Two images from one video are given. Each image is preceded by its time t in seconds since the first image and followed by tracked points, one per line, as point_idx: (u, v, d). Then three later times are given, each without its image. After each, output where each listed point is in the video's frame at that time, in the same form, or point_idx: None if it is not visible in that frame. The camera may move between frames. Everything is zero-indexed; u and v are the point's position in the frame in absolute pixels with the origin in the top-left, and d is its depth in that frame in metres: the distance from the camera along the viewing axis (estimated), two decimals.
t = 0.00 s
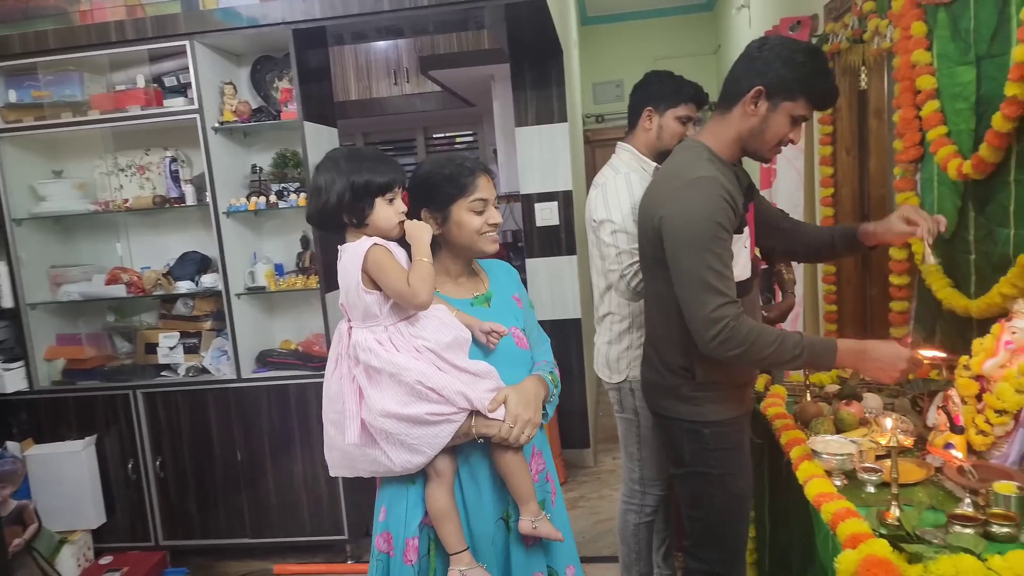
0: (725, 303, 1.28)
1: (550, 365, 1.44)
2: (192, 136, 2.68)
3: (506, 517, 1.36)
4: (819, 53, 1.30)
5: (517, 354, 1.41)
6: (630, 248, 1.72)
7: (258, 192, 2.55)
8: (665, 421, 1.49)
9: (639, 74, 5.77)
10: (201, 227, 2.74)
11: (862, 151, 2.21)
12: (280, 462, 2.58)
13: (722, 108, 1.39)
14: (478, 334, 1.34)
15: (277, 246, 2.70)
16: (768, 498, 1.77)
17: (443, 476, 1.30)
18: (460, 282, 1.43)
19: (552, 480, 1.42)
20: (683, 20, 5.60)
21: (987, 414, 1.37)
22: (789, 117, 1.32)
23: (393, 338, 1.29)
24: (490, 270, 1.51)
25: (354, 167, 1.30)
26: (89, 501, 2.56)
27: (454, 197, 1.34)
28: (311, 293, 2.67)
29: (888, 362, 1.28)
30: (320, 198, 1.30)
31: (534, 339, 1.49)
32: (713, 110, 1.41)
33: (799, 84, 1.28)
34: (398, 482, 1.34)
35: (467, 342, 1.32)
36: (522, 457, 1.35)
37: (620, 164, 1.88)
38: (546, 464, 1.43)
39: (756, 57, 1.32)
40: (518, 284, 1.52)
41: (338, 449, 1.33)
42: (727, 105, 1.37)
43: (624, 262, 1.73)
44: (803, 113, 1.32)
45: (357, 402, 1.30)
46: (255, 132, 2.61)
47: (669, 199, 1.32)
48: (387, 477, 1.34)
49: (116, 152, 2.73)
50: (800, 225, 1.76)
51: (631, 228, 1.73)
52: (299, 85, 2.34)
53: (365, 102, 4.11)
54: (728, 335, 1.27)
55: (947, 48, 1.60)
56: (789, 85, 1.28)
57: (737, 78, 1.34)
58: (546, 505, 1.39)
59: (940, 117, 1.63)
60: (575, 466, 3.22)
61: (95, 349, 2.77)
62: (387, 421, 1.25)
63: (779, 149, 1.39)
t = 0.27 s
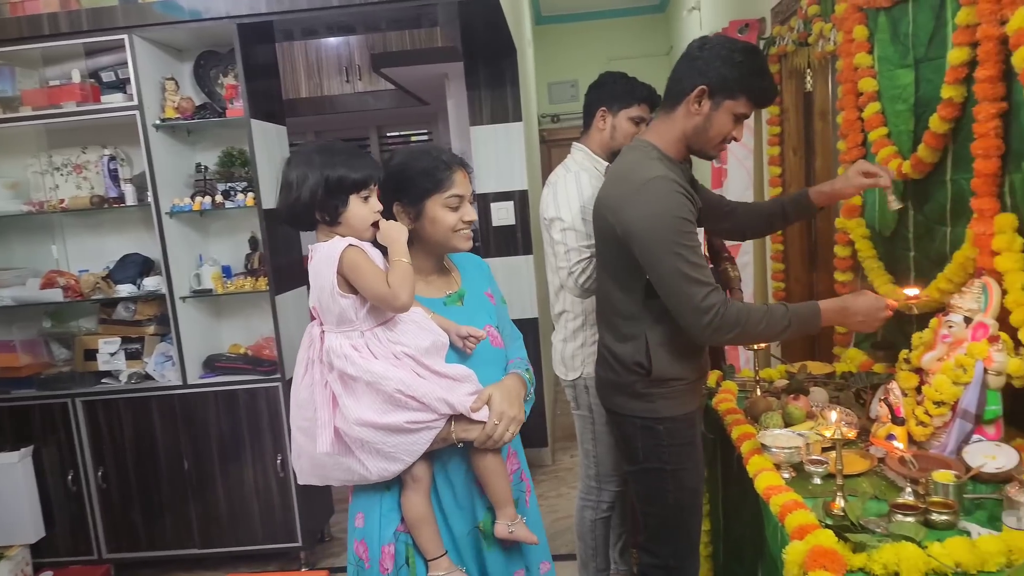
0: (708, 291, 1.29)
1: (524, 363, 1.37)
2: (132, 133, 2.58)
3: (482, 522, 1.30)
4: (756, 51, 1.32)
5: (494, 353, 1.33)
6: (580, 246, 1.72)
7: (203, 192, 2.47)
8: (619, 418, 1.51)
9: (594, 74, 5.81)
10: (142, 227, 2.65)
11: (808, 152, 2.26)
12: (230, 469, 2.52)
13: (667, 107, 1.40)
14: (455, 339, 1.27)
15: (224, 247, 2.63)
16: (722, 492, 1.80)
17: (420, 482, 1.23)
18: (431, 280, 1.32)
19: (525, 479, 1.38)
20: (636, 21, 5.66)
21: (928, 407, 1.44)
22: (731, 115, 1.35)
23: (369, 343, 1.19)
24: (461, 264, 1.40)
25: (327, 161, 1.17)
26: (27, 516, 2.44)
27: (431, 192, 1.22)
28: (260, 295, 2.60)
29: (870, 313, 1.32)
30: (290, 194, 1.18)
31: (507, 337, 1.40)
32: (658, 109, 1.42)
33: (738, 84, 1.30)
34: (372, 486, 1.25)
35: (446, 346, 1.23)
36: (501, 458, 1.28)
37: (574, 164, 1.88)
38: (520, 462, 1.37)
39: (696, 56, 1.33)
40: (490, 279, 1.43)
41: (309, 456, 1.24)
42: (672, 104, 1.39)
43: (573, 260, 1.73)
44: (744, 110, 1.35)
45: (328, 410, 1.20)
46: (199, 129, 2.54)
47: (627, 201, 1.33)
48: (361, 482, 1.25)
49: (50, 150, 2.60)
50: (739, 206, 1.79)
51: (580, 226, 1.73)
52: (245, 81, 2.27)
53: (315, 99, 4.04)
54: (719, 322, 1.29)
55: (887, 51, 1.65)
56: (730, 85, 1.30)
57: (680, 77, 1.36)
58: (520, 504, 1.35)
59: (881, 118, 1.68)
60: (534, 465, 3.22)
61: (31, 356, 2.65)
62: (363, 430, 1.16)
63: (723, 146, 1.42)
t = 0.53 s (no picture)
0: (681, 294, 1.31)
1: (495, 367, 1.37)
2: (85, 129, 2.51)
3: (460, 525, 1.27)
4: (724, 54, 1.35)
5: (467, 356, 1.31)
6: (543, 245, 1.73)
7: (159, 189, 2.41)
8: (588, 416, 1.51)
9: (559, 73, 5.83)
10: (96, 226, 2.58)
11: (768, 153, 2.31)
12: (190, 473, 2.46)
13: (635, 109, 1.42)
14: (429, 345, 1.24)
15: (183, 246, 2.57)
16: (687, 487, 1.82)
17: (396, 488, 1.16)
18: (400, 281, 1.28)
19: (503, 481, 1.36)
20: (601, 21, 5.70)
21: (883, 401, 1.48)
22: (700, 118, 1.37)
23: (343, 344, 1.11)
24: (429, 263, 1.37)
25: (307, 153, 1.10)
26: None
27: (405, 188, 1.19)
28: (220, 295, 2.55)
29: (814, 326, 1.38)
30: (266, 183, 1.11)
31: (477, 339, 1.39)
32: (627, 110, 1.43)
33: (708, 86, 1.33)
34: (343, 496, 1.18)
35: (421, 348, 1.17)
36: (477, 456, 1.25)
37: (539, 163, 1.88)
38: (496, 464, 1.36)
39: (667, 59, 1.35)
40: (461, 282, 1.41)
41: (277, 468, 1.14)
42: (641, 106, 1.40)
43: (537, 259, 1.74)
44: (714, 114, 1.38)
45: (299, 416, 1.11)
46: (155, 125, 2.48)
47: (606, 203, 1.33)
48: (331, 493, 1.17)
49: None
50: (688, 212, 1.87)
51: (543, 225, 1.73)
52: (204, 76, 2.22)
53: (277, 96, 3.99)
54: (693, 325, 1.31)
55: (843, 54, 1.70)
56: (699, 87, 1.33)
57: (649, 78, 1.38)
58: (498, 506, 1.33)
59: (838, 120, 1.73)
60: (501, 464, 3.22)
61: None
62: (338, 436, 1.08)
63: (692, 148, 1.45)
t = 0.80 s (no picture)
0: (621, 304, 1.32)
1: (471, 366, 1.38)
2: (47, 125, 2.45)
3: (438, 537, 1.21)
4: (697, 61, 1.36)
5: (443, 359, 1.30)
6: (517, 244, 1.73)
7: (123, 185, 2.36)
8: (559, 414, 1.52)
9: (532, 73, 5.84)
10: (59, 224, 2.51)
11: (738, 153, 2.35)
12: (155, 476, 2.41)
13: (607, 111, 1.43)
14: (406, 346, 1.22)
15: (148, 244, 2.52)
16: (659, 485, 1.83)
17: (374, 494, 1.12)
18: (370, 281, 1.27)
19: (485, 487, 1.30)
20: (574, 22, 5.73)
21: (848, 398, 1.52)
22: (669, 122, 1.39)
23: (327, 341, 1.07)
24: (400, 265, 1.35)
25: (284, 146, 1.05)
26: None
27: (379, 185, 1.18)
28: (187, 294, 2.51)
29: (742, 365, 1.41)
30: (238, 180, 1.05)
31: (453, 339, 1.39)
32: (597, 111, 1.44)
33: (678, 92, 1.34)
34: (314, 507, 1.14)
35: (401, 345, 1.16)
36: (463, 460, 1.22)
37: (512, 162, 1.89)
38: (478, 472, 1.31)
39: (638, 63, 1.36)
40: (434, 282, 1.39)
41: (251, 480, 1.07)
42: (612, 109, 1.41)
43: (512, 258, 1.74)
44: (682, 119, 1.40)
45: (280, 422, 1.05)
46: (120, 120, 2.43)
47: (566, 203, 1.34)
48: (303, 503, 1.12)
49: None
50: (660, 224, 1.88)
51: (518, 224, 1.74)
52: (170, 72, 2.18)
53: (246, 93, 3.94)
54: (626, 336, 1.33)
55: (810, 57, 1.74)
56: (670, 93, 1.34)
57: (620, 81, 1.39)
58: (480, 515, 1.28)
59: (805, 122, 1.77)
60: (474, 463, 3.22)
61: None
62: (326, 436, 1.04)
63: (661, 152, 1.46)
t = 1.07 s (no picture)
0: (590, 300, 1.32)
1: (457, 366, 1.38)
2: (28, 122, 2.42)
3: (422, 542, 1.22)
4: (671, 62, 1.37)
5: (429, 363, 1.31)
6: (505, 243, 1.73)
7: (106, 184, 2.34)
8: (539, 412, 1.52)
9: (518, 73, 5.85)
10: (40, 222, 2.48)
11: (722, 152, 2.37)
12: (138, 476, 2.39)
13: (582, 111, 1.44)
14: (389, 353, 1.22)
15: (131, 243, 2.50)
16: (643, 483, 1.84)
17: (358, 501, 1.12)
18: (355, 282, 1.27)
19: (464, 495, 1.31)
20: (560, 22, 5.74)
21: (830, 395, 1.52)
22: (643, 122, 1.39)
23: (315, 345, 1.06)
24: (388, 271, 1.33)
25: (285, 144, 1.03)
26: None
27: (369, 191, 1.17)
28: (170, 292, 2.49)
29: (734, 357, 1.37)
30: (233, 177, 1.02)
31: (436, 343, 1.39)
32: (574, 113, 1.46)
33: (651, 92, 1.35)
34: (296, 513, 1.13)
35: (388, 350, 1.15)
36: (447, 465, 1.22)
37: (498, 162, 1.90)
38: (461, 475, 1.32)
39: (613, 63, 1.37)
40: (417, 284, 1.39)
41: (230, 485, 1.06)
42: (587, 108, 1.42)
43: (499, 257, 1.74)
44: (655, 118, 1.40)
45: (263, 425, 1.04)
46: (102, 118, 2.40)
47: (533, 200, 1.35)
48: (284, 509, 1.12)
49: None
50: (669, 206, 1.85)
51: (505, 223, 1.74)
52: (153, 69, 2.16)
53: (230, 90, 3.94)
54: (597, 333, 1.32)
55: (793, 58, 1.75)
56: (642, 92, 1.35)
57: (595, 81, 1.40)
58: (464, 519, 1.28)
59: (787, 123, 1.78)
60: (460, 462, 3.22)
61: None
62: (312, 441, 1.03)
63: (635, 151, 1.46)
